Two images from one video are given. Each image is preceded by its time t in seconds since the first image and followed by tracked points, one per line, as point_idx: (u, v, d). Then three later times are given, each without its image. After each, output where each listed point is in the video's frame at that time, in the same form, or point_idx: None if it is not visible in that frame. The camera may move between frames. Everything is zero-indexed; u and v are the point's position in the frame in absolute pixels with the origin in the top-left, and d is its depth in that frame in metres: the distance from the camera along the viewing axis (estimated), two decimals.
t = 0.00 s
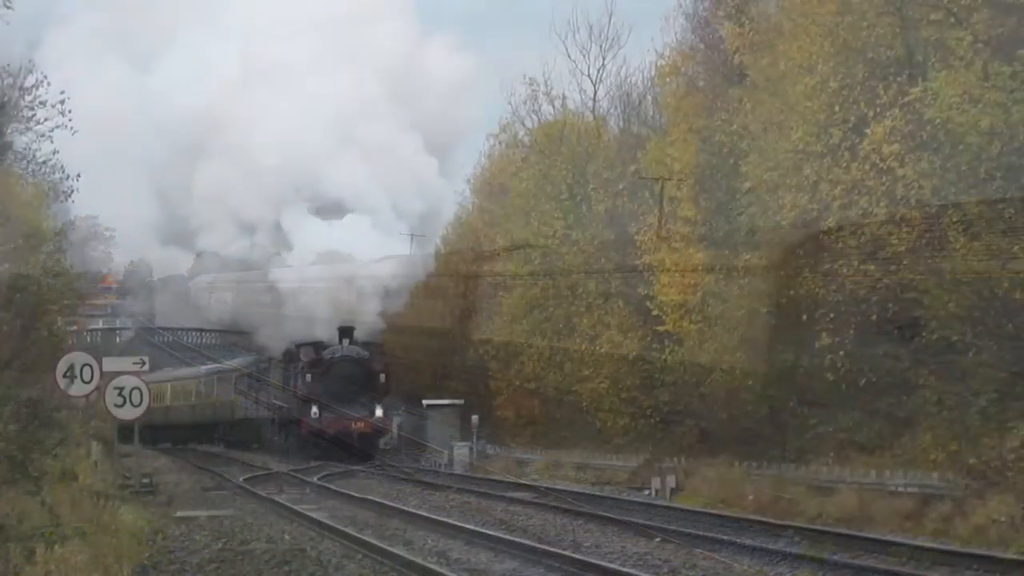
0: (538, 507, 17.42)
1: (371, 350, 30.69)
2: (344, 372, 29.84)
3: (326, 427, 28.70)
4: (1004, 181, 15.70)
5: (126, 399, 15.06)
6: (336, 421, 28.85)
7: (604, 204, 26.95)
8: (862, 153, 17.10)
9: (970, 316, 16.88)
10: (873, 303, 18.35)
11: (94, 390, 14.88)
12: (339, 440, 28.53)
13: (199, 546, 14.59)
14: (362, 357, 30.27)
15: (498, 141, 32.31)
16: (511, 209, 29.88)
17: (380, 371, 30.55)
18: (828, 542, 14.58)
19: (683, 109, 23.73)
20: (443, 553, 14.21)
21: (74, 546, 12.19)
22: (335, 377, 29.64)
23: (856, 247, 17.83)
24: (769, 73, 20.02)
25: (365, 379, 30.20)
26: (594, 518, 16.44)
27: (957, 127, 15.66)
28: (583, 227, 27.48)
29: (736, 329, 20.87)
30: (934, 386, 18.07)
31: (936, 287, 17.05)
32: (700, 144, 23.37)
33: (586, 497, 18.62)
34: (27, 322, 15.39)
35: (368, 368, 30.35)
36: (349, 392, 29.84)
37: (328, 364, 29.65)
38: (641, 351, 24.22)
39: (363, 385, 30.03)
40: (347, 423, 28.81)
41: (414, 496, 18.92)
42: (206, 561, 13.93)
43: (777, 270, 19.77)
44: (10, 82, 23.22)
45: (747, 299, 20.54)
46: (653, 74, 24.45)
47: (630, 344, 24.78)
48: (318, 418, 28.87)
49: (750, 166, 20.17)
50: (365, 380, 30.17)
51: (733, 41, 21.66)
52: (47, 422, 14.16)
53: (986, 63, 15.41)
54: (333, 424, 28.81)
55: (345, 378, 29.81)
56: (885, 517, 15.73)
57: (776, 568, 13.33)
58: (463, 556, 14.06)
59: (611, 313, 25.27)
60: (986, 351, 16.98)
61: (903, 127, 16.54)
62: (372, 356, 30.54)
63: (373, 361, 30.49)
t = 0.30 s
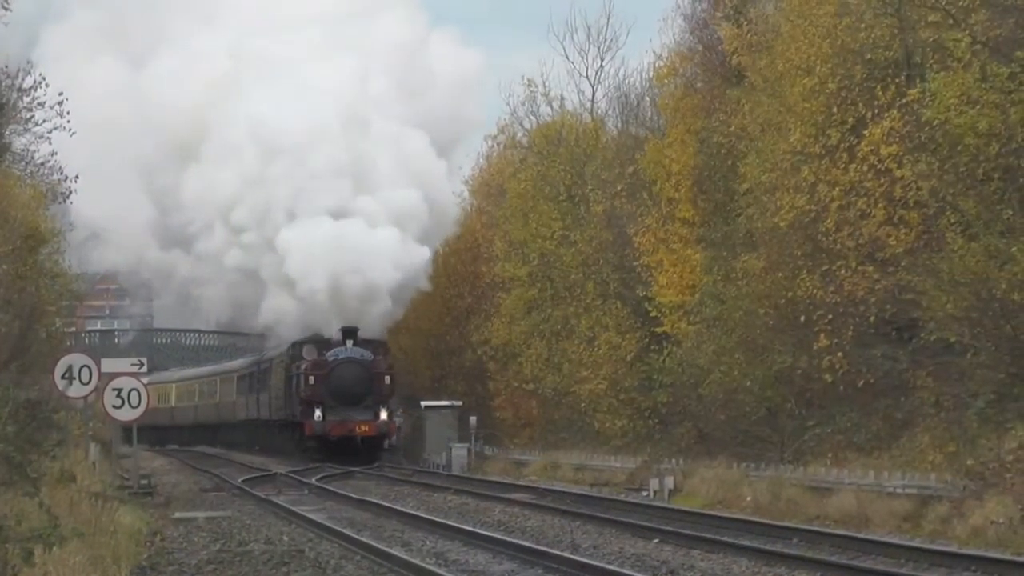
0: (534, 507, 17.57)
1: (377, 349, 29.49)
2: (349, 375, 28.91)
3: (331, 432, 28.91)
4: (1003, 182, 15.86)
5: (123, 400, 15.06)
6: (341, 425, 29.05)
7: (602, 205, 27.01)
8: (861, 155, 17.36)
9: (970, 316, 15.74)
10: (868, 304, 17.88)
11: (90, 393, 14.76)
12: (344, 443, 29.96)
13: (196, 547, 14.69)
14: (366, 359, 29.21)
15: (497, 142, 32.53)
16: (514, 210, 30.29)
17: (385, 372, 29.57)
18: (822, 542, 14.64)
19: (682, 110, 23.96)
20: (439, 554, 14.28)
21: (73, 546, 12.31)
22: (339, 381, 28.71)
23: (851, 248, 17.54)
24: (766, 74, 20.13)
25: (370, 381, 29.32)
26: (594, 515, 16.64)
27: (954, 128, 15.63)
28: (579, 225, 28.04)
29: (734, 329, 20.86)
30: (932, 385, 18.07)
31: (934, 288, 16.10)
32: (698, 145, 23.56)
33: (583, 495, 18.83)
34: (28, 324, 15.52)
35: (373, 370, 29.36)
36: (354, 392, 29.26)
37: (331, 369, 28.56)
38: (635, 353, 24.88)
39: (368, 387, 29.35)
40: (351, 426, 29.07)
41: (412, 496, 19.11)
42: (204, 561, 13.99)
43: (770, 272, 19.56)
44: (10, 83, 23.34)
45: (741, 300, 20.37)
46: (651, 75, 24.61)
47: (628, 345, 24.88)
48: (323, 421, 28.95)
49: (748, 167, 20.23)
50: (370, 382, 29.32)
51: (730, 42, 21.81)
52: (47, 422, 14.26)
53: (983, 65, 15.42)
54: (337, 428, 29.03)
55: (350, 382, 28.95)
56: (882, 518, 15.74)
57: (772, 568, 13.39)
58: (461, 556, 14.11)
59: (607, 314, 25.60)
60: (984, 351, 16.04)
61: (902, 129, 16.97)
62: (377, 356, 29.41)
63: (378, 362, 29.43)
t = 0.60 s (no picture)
0: (535, 507, 17.46)
1: (383, 346, 29.08)
2: (354, 371, 28.56)
3: (335, 429, 28.57)
4: (1002, 180, 16.14)
5: (122, 399, 14.86)
6: (346, 422, 28.71)
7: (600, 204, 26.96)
8: (860, 155, 17.36)
9: (970, 316, 15.72)
10: (868, 303, 17.91)
11: (90, 392, 14.55)
12: (349, 441, 29.61)
13: (195, 547, 14.67)
14: (372, 355, 28.82)
15: (495, 142, 32.55)
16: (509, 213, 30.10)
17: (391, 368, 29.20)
18: (822, 540, 14.61)
19: (682, 109, 24.02)
20: (436, 553, 14.25)
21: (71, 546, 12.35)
22: (344, 377, 28.37)
23: (850, 247, 17.49)
24: (765, 74, 20.10)
25: (376, 378, 28.99)
26: (594, 513, 16.67)
27: (953, 126, 15.69)
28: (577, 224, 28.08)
29: (733, 328, 20.80)
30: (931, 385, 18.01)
31: (933, 288, 16.05)
32: (697, 143, 23.61)
33: (582, 493, 18.82)
34: (26, 323, 15.49)
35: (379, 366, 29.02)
36: (360, 389, 28.88)
37: (336, 365, 28.21)
38: (634, 352, 24.84)
39: (374, 383, 29.02)
40: (356, 423, 28.71)
41: (410, 496, 18.95)
42: (202, 561, 13.97)
43: (769, 271, 19.48)
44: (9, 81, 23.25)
45: (741, 300, 20.32)
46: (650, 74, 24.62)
47: (627, 344, 24.86)
48: (327, 418, 28.58)
49: (748, 166, 20.19)
50: (376, 378, 28.99)
51: (730, 41, 21.84)
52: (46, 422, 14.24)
53: (983, 64, 15.43)
54: (342, 425, 28.69)
55: (355, 378, 28.62)
56: (882, 517, 15.73)
57: (772, 567, 13.38)
58: (459, 556, 14.09)
59: (606, 313, 25.64)
60: (984, 351, 15.88)
61: (901, 128, 16.96)
62: (383, 353, 29.03)
63: (385, 358, 29.07)
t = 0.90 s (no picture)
0: (533, 507, 17.46)
1: (387, 344, 27.86)
2: (358, 369, 27.15)
3: (338, 429, 26.88)
4: (1000, 180, 16.10)
5: (121, 399, 14.77)
6: (348, 423, 26.99)
7: (598, 205, 26.97)
8: (857, 155, 17.35)
9: (968, 317, 15.71)
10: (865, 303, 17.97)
11: (87, 392, 14.49)
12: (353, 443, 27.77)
13: (192, 547, 14.68)
14: (377, 354, 27.58)
15: (493, 142, 32.55)
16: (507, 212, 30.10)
17: (396, 367, 27.73)
18: (819, 541, 14.63)
19: (679, 109, 24.04)
20: (433, 553, 14.26)
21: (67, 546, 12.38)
22: (347, 377, 26.95)
23: (848, 247, 17.49)
24: (763, 73, 20.09)
25: (380, 377, 27.49)
26: (592, 513, 16.67)
27: (951, 127, 15.72)
28: (576, 224, 28.11)
29: (730, 328, 20.80)
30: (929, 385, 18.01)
31: (931, 288, 16.04)
32: (694, 144, 23.62)
33: (580, 493, 18.83)
34: (23, 323, 15.49)
35: (383, 365, 27.61)
36: (363, 388, 27.33)
37: (340, 363, 26.96)
38: (631, 352, 24.82)
39: (378, 382, 27.48)
40: (359, 424, 26.96)
41: (408, 496, 18.94)
42: (201, 561, 14.00)
43: (767, 272, 19.46)
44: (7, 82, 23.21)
45: (740, 300, 20.33)
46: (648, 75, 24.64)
47: (626, 344, 24.87)
48: (329, 419, 26.93)
49: (745, 166, 20.20)
50: (380, 377, 27.50)
51: (727, 41, 21.87)
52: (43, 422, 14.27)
53: (981, 64, 15.44)
54: (345, 426, 26.99)
55: (357, 377, 27.10)
56: (879, 517, 15.74)
57: (770, 567, 13.40)
58: (457, 556, 14.09)
59: (604, 313, 25.66)
60: (982, 351, 15.90)
61: (899, 128, 17.01)
62: (388, 353, 27.75)
63: (390, 357, 27.74)
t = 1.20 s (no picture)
0: (533, 507, 17.46)
1: (393, 342, 27.07)
2: (362, 369, 26.49)
3: (343, 430, 26.41)
4: (999, 180, 16.10)
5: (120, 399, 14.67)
6: (354, 423, 26.52)
7: (598, 205, 26.97)
8: (857, 155, 17.32)
9: (968, 317, 15.72)
10: (865, 303, 18.00)
11: (87, 393, 14.44)
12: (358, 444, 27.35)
13: (191, 548, 14.68)
14: (382, 351, 26.82)
15: (492, 142, 32.51)
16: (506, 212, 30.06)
17: (401, 365, 27.06)
18: (818, 541, 14.65)
19: (679, 109, 24.04)
20: (433, 554, 14.27)
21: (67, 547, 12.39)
22: (351, 377, 26.33)
23: (847, 247, 17.48)
24: (763, 74, 20.06)
25: (385, 376, 26.85)
26: (591, 513, 16.68)
27: (950, 127, 15.75)
28: (575, 224, 28.11)
29: (730, 328, 20.77)
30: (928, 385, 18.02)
31: (930, 287, 16.05)
32: (694, 144, 23.59)
33: (580, 493, 18.83)
34: (23, 323, 15.48)
35: (389, 363, 26.94)
36: (368, 387, 26.73)
37: (343, 362, 26.28)
38: (631, 353, 24.79)
39: (383, 382, 26.83)
40: (365, 425, 26.52)
41: (407, 496, 18.93)
42: (200, 561, 14.03)
43: (767, 272, 19.46)
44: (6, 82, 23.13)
45: (738, 301, 20.28)
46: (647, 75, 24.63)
47: (625, 345, 24.87)
48: (334, 419, 26.43)
49: (744, 166, 20.17)
50: (385, 377, 26.85)
51: (726, 41, 21.89)
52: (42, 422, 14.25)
53: (981, 65, 15.45)
54: (350, 427, 26.53)
55: (362, 377, 26.48)
56: (878, 517, 15.75)
57: (770, 567, 13.43)
58: (456, 556, 14.11)
59: (604, 313, 25.65)
60: (981, 351, 15.92)
61: (898, 128, 16.99)
62: (393, 350, 27.02)
63: (395, 355, 27.02)
